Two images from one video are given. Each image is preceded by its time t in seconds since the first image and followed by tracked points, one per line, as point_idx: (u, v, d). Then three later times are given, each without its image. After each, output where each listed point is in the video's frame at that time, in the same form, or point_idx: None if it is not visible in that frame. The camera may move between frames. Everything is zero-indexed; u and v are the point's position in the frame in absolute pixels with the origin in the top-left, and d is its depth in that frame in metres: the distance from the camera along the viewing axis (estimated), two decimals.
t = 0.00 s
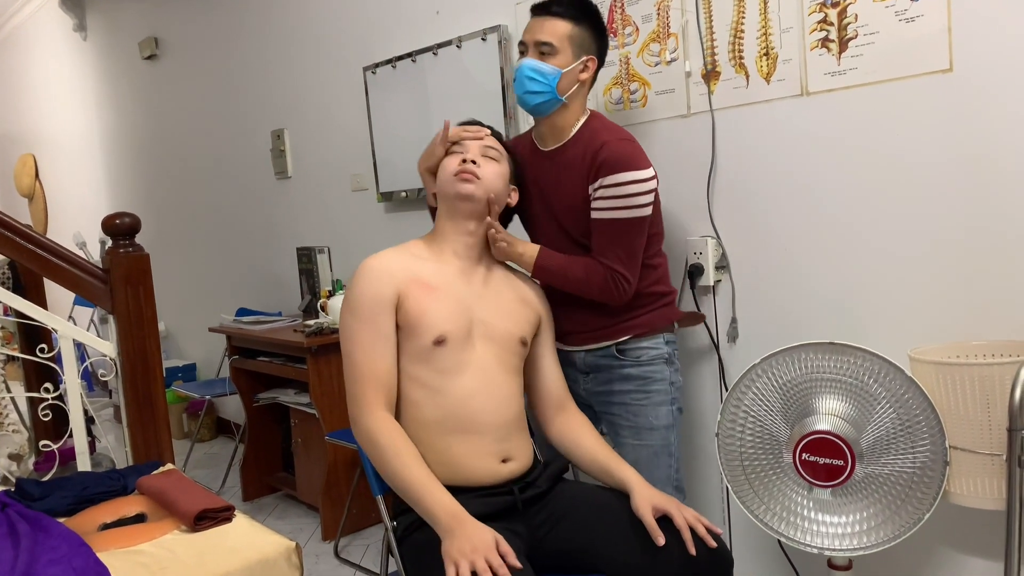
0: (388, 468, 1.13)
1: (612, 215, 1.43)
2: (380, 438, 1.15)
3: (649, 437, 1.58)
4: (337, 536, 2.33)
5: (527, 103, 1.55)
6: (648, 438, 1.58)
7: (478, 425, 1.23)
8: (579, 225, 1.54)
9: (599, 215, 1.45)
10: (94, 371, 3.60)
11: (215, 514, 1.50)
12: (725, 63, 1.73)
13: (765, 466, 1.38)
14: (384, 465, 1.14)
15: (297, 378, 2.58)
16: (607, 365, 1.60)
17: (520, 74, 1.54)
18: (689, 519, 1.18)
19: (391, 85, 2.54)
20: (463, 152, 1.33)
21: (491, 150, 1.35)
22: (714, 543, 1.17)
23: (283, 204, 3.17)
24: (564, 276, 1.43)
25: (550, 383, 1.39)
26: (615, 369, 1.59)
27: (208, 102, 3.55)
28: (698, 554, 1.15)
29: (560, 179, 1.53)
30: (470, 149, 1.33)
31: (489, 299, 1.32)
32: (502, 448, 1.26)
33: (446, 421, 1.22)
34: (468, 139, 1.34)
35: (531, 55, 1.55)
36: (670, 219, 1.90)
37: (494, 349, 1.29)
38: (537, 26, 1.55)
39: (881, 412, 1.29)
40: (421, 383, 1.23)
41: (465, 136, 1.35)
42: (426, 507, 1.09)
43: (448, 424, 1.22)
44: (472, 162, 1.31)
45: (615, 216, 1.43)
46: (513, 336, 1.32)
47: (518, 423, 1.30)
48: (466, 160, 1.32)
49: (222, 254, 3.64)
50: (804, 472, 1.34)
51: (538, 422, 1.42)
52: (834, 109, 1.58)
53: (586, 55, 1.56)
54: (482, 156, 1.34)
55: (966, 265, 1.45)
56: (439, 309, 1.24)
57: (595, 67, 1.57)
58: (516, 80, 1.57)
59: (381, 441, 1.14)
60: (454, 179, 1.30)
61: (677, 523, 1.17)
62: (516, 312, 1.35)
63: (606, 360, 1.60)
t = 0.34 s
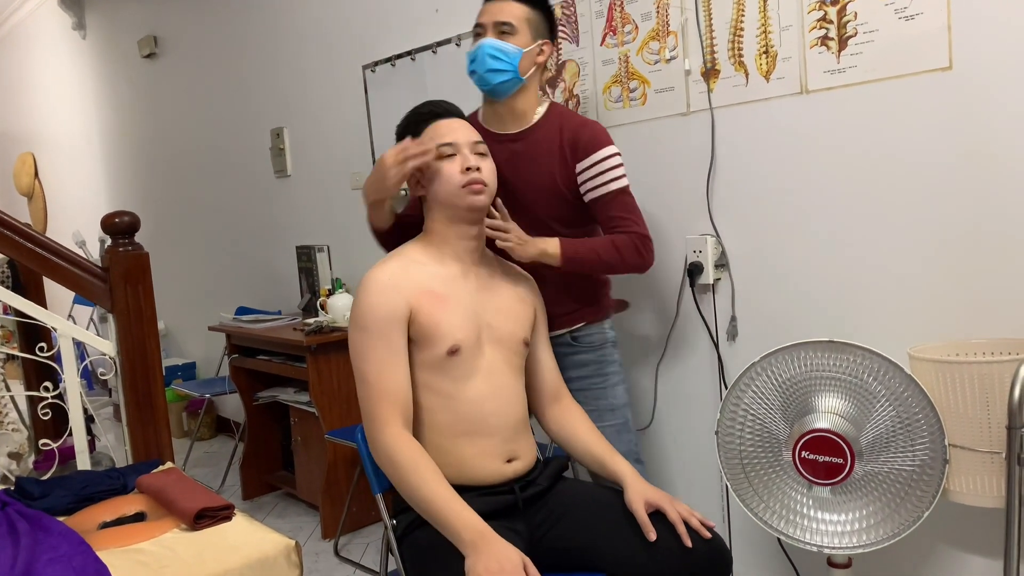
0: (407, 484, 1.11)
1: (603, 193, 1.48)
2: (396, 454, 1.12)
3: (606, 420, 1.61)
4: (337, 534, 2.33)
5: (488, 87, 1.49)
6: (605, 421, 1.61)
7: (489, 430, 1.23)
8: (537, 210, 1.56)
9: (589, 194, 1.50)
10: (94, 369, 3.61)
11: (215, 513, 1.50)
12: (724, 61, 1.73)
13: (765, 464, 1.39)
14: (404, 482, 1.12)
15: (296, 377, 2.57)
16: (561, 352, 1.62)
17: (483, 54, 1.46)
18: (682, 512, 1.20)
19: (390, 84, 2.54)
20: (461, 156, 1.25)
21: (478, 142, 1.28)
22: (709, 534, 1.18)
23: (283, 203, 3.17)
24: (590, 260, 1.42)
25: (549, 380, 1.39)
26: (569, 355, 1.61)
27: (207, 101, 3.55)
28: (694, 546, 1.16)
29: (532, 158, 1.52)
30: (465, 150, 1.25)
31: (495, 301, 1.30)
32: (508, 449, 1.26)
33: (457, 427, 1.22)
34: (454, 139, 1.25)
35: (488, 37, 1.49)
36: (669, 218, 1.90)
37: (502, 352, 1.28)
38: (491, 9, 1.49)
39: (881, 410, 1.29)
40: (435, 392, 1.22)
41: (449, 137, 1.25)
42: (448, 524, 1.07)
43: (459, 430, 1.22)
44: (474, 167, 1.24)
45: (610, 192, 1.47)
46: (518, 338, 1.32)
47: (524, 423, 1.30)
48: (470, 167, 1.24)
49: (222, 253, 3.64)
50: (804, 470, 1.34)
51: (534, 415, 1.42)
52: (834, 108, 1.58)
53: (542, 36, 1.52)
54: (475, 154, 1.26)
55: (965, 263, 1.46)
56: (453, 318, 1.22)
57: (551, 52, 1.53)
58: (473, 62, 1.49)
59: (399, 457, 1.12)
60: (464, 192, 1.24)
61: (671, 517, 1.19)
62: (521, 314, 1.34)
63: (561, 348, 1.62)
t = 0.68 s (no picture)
0: (407, 490, 1.11)
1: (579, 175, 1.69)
2: (398, 460, 1.12)
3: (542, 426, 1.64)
4: (338, 533, 2.33)
5: (459, 72, 1.55)
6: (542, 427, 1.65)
7: (494, 431, 1.23)
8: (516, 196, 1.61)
9: (565, 180, 1.69)
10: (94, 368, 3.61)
11: (215, 511, 1.50)
12: (725, 59, 1.73)
13: (765, 463, 1.39)
14: (404, 488, 1.11)
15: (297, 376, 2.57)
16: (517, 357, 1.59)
17: (456, 45, 1.53)
18: (683, 511, 1.20)
19: (390, 82, 2.54)
20: (476, 166, 1.20)
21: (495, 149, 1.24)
22: (709, 534, 1.18)
23: (283, 202, 3.17)
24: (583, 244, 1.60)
25: (553, 378, 1.39)
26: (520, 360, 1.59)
27: (208, 100, 3.55)
28: (694, 544, 1.16)
29: (511, 142, 1.61)
30: (482, 160, 1.20)
31: (499, 303, 1.30)
32: (510, 448, 1.25)
33: (462, 430, 1.21)
34: (472, 146, 1.20)
35: (454, 28, 1.55)
36: (669, 216, 1.90)
37: (505, 354, 1.28)
38: None
39: (882, 409, 1.29)
40: (438, 395, 1.22)
41: (466, 143, 1.20)
42: (449, 527, 1.07)
43: (463, 432, 1.22)
44: (490, 181, 1.20)
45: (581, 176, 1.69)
46: (522, 339, 1.31)
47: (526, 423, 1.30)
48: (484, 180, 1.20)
49: (222, 251, 3.64)
50: (804, 469, 1.34)
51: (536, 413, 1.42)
52: (834, 106, 1.58)
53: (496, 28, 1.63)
54: (491, 163, 1.22)
55: (965, 262, 1.45)
56: (456, 324, 1.22)
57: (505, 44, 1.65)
58: (442, 50, 1.54)
59: (397, 463, 1.12)
60: (475, 205, 1.21)
61: (672, 515, 1.18)
62: (525, 316, 1.33)
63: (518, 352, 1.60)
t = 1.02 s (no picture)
0: (406, 493, 1.11)
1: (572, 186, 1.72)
2: (397, 463, 1.12)
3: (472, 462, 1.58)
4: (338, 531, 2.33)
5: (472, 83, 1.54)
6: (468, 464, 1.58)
7: (495, 431, 1.23)
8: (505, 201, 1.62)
9: (560, 188, 1.72)
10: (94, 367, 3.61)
11: (216, 510, 1.50)
12: (727, 58, 1.72)
13: (766, 462, 1.38)
14: (403, 491, 1.11)
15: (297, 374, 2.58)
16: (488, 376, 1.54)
17: (474, 60, 1.51)
18: (685, 510, 1.20)
19: (392, 81, 2.53)
20: (479, 169, 1.20)
21: (499, 152, 1.23)
22: (712, 532, 1.18)
23: (284, 200, 3.17)
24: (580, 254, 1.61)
25: (552, 378, 1.39)
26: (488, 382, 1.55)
27: (209, 98, 3.55)
28: (699, 542, 1.16)
29: (512, 145, 1.61)
30: (485, 164, 1.20)
31: (499, 304, 1.29)
32: (511, 448, 1.26)
33: (462, 430, 1.21)
34: (476, 150, 1.20)
35: (471, 38, 1.53)
36: (670, 215, 1.89)
37: (505, 355, 1.28)
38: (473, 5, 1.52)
39: (883, 408, 1.29)
40: (437, 396, 1.21)
41: (470, 146, 1.20)
42: (449, 529, 1.07)
43: (464, 433, 1.21)
44: (493, 185, 1.20)
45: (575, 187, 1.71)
46: (522, 340, 1.31)
47: (527, 422, 1.30)
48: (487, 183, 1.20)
49: (222, 250, 3.64)
50: (805, 468, 1.34)
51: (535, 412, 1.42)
52: (835, 104, 1.58)
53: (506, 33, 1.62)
54: (494, 166, 1.22)
55: (967, 261, 1.45)
56: (456, 327, 1.22)
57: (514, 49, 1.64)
58: (458, 59, 1.52)
59: (396, 466, 1.12)
60: (477, 209, 1.20)
61: (674, 515, 1.18)
62: (525, 316, 1.33)
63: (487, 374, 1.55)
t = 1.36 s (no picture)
0: (406, 494, 1.11)
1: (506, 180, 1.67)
2: (395, 466, 1.12)
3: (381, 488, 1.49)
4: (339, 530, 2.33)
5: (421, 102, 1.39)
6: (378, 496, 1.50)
7: (496, 430, 1.23)
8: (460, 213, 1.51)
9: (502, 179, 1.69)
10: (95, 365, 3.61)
11: (217, 508, 1.51)
12: (727, 57, 1.72)
13: (767, 460, 1.38)
14: (404, 493, 1.11)
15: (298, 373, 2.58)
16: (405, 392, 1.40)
17: (427, 78, 1.35)
18: (685, 509, 1.21)
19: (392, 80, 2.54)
20: (479, 168, 1.20)
21: (499, 151, 1.24)
22: (712, 531, 1.19)
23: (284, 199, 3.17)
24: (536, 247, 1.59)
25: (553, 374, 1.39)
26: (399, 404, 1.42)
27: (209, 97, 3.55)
28: (700, 540, 1.17)
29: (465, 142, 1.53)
30: (485, 162, 1.20)
31: (500, 303, 1.29)
32: (513, 447, 1.26)
33: (463, 431, 1.22)
34: (476, 148, 1.20)
35: (420, 55, 1.35)
36: (671, 214, 1.89)
37: (505, 356, 1.28)
38: (421, 16, 1.33)
39: (884, 407, 1.29)
40: (438, 396, 1.22)
41: (470, 144, 1.20)
42: (449, 529, 1.07)
43: (465, 434, 1.22)
44: (493, 184, 1.20)
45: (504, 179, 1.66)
46: (523, 339, 1.31)
47: (529, 421, 1.30)
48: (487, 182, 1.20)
49: (223, 248, 3.64)
50: (806, 467, 1.34)
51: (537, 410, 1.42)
52: (836, 103, 1.58)
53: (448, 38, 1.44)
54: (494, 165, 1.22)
55: (969, 260, 1.45)
56: (455, 327, 1.22)
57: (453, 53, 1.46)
58: (409, 77, 1.35)
59: (397, 468, 1.12)
60: (477, 208, 1.20)
61: (675, 514, 1.19)
62: (525, 315, 1.32)
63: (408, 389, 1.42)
